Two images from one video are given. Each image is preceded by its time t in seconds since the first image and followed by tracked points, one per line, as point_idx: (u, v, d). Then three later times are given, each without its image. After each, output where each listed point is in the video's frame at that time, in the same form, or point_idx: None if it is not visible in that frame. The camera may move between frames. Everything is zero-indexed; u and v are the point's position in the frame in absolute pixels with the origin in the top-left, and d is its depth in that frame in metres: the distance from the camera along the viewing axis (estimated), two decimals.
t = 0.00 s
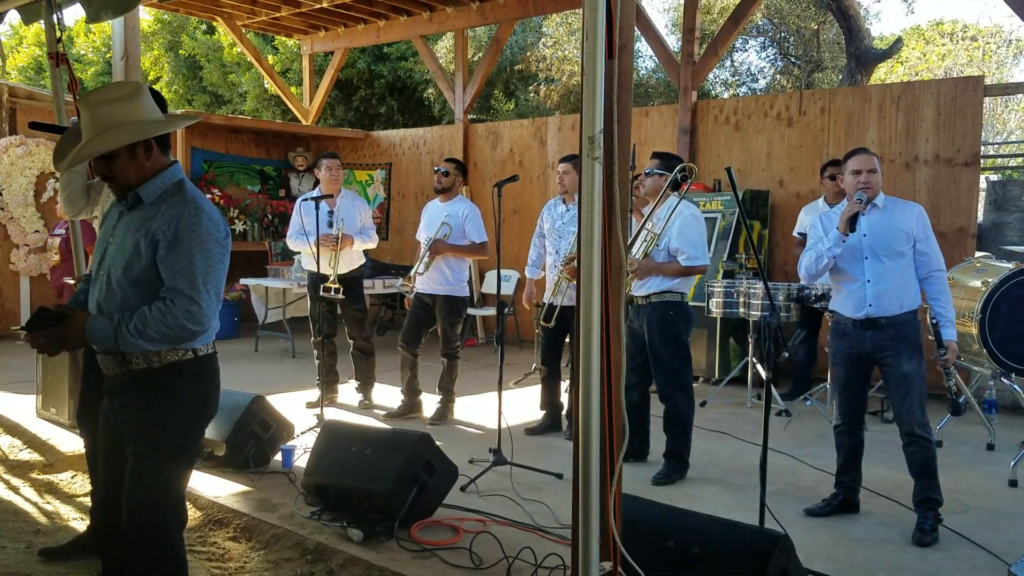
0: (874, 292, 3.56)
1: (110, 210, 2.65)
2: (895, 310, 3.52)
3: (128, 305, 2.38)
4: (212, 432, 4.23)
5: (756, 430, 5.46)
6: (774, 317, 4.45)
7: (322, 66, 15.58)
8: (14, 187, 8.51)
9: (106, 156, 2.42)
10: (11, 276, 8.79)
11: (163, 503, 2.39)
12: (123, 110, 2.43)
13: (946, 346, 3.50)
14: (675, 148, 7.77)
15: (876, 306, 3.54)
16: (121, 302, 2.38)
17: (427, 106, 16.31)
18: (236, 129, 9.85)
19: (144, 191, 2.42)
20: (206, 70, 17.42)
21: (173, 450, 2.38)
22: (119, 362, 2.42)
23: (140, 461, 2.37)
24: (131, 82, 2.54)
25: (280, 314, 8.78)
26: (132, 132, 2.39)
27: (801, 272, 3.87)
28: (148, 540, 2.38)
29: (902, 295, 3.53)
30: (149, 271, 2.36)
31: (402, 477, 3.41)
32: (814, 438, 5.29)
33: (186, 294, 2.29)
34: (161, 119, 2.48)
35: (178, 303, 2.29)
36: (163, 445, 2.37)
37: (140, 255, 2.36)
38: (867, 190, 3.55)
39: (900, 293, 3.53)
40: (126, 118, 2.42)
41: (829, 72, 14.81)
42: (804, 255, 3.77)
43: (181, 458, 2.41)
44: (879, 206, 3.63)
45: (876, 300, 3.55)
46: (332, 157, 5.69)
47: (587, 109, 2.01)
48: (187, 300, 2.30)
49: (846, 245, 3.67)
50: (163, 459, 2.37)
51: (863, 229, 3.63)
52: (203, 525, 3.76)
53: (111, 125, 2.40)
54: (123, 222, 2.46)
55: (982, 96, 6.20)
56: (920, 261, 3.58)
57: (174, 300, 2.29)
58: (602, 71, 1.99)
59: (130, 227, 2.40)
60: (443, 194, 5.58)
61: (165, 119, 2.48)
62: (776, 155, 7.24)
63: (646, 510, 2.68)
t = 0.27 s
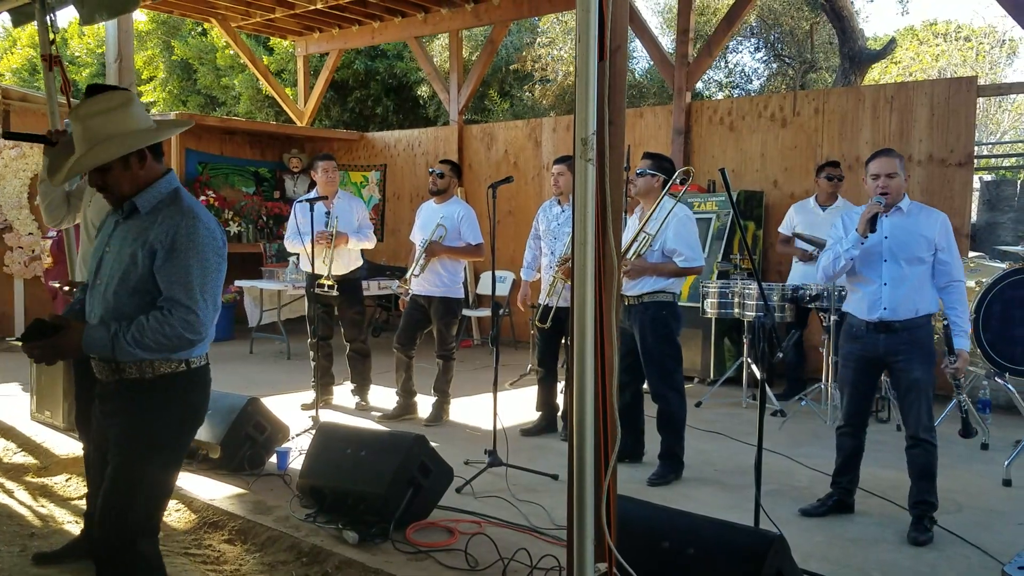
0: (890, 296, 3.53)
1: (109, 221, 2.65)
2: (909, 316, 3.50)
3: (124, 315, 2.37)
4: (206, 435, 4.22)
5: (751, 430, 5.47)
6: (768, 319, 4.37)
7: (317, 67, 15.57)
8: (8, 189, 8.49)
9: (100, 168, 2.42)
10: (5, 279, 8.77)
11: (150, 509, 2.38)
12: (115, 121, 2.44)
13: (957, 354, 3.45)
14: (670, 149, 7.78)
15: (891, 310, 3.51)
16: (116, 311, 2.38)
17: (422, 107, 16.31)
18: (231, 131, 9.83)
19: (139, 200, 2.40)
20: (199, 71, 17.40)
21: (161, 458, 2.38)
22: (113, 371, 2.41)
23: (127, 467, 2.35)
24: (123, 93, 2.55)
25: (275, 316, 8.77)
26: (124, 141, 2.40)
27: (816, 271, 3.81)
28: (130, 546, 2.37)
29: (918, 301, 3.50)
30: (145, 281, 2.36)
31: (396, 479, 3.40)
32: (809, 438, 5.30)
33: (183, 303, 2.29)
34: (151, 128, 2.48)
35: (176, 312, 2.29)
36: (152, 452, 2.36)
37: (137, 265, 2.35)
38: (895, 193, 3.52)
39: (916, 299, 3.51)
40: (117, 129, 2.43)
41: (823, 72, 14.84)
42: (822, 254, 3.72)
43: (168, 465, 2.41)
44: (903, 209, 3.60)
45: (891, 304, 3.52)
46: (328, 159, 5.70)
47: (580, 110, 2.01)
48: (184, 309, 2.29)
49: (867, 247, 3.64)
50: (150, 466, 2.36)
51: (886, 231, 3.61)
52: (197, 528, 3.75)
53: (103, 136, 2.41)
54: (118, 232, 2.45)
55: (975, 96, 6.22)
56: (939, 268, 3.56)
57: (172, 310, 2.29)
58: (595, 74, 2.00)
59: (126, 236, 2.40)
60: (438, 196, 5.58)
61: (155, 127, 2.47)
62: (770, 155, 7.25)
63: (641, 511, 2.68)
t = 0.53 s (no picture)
0: (904, 295, 3.52)
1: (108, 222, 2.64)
2: (923, 316, 3.47)
3: (122, 315, 2.37)
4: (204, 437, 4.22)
5: (748, 429, 5.47)
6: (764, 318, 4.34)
7: (313, 68, 15.56)
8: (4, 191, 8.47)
9: (101, 171, 2.41)
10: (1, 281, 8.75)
11: (159, 506, 2.38)
12: (115, 124, 2.43)
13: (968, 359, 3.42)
14: (666, 148, 7.79)
15: (904, 311, 3.51)
16: (114, 312, 2.37)
17: (418, 107, 16.31)
18: (227, 132, 9.82)
19: (138, 202, 2.40)
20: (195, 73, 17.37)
21: (168, 454, 2.38)
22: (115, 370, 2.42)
23: (135, 465, 2.36)
24: (121, 94, 2.54)
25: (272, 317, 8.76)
26: (123, 145, 2.39)
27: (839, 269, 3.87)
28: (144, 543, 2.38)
29: (933, 302, 3.47)
30: (143, 282, 2.36)
31: (394, 480, 3.40)
32: (806, 436, 5.31)
33: (180, 304, 2.29)
34: (151, 129, 2.47)
35: (172, 313, 2.28)
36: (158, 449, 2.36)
37: (134, 265, 2.35)
38: (912, 192, 3.52)
39: (932, 300, 3.48)
40: (118, 131, 2.42)
41: (819, 71, 14.85)
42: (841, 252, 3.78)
43: (176, 462, 2.40)
44: (925, 209, 3.57)
45: (905, 304, 3.51)
46: (330, 159, 5.73)
47: (576, 110, 2.01)
48: (181, 310, 2.29)
49: (885, 246, 3.65)
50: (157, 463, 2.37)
51: (905, 230, 3.60)
52: (195, 530, 3.75)
53: (103, 139, 2.40)
54: (117, 231, 2.45)
55: (971, 95, 6.23)
56: (961, 272, 3.49)
57: (168, 311, 2.28)
58: (590, 73, 1.99)
59: (124, 236, 2.39)
60: (433, 196, 5.58)
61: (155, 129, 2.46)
62: (766, 154, 7.26)
63: (638, 511, 2.68)
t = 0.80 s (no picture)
0: (903, 296, 3.53)
1: (104, 218, 2.63)
2: (921, 318, 3.47)
3: (119, 311, 2.36)
4: (198, 438, 4.21)
5: (743, 430, 5.48)
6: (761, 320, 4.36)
7: (309, 68, 15.54)
8: None
9: (102, 165, 2.40)
10: None
11: (157, 505, 2.37)
12: (118, 120, 2.42)
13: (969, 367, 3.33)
14: (662, 149, 7.79)
15: (904, 311, 3.51)
16: (112, 308, 2.36)
17: (414, 108, 16.30)
18: (222, 132, 9.80)
19: (138, 197, 2.39)
20: (191, 73, 17.35)
21: (166, 452, 2.37)
22: (111, 368, 2.39)
23: (132, 464, 2.35)
24: (123, 92, 2.53)
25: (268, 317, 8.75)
26: (126, 141, 2.38)
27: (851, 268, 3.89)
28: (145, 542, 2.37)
29: (932, 304, 3.45)
30: (142, 277, 2.35)
31: (389, 481, 3.39)
32: (801, 437, 5.31)
33: (180, 300, 2.29)
34: (153, 127, 2.47)
35: (171, 309, 2.28)
36: (156, 447, 2.35)
37: (133, 260, 2.34)
38: (917, 192, 3.52)
39: (931, 302, 3.46)
40: (120, 128, 2.41)
41: (815, 72, 14.88)
42: (852, 255, 3.85)
43: (173, 460, 2.40)
44: (933, 210, 3.52)
45: (904, 304, 3.52)
46: (330, 159, 5.71)
47: (570, 111, 2.01)
48: (180, 305, 2.29)
49: (892, 246, 3.65)
50: (156, 461, 2.36)
51: (913, 230, 3.56)
52: (189, 531, 3.74)
53: (105, 135, 2.39)
54: (115, 227, 2.44)
55: (965, 95, 6.25)
56: (965, 275, 3.42)
57: (167, 306, 2.27)
58: (585, 73, 1.99)
59: (123, 232, 2.38)
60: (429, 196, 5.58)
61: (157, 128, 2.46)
62: (761, 154, 7.27)
63: (633, 512, 2.68)
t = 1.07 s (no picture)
0: (904, 295, 3.54)
1: (101, 225, 2.61)
2: (921, 318, 3.47)
3: (120, 318, 2.35)
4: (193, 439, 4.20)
5: (739, 430, 5.49)
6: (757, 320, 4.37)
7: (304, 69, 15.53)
8: None
9: (100, 175, 2.38)
10: None
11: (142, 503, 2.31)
12: (116, 128, 2.42)
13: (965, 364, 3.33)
14: (657, 149, 7.80)
15: (905, 311, 3.52)
16: (112, 315, 2.35)
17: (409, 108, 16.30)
18: (217, 133, 9.78)
19: (138, 205, 2.38)
20: (186, 74, 17.32)
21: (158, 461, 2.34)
22: (109, 375, 2.38)
23: (123, 461, 2.30)
24: (120, 101, 2.53)
25: (263, 318, 8.74)
26: (126, 150, 2.38)
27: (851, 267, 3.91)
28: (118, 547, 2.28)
29: (933, 303, 3.46)
30: (142, 285, 2.34)
31: (385, 482, 3.40)
32: (797, 437, 5.32)
33: (181, 309, 2.28)
34: (151, 136, 2.47)
35: (172, 318, 2.27)
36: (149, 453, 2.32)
37: (134, 268, 2.33)
38: (919, 190, 3.53)
39: (932, 302, 3.47)
40: (119, 136, 2.41)
41: (810, 73, 14.92)
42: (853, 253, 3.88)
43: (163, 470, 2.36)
44: (935, 209, 3.53)
45: (904, 304, 3.53)
46: (326, 161, 5.70)
47: (565, 111, 2.01)
48: (181, 315, 2.28)
49: (893, 245, 3.65)
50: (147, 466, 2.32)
51: (915, 229, 3.57)
52: (185, 533, 3.73)
53: (104, 144, 2.39)
54: (115, 234, 2.43)
55: (960, 96, 6.27)
56: (966, 275, 3.43)
57: (168, 316, 2.26)
58: (580, 74, 2.00)
59: (123, 240, 2.37)
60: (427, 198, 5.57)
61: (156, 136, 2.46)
62: (756, 155, 7.28)
63: (630, 512, 2.69)
